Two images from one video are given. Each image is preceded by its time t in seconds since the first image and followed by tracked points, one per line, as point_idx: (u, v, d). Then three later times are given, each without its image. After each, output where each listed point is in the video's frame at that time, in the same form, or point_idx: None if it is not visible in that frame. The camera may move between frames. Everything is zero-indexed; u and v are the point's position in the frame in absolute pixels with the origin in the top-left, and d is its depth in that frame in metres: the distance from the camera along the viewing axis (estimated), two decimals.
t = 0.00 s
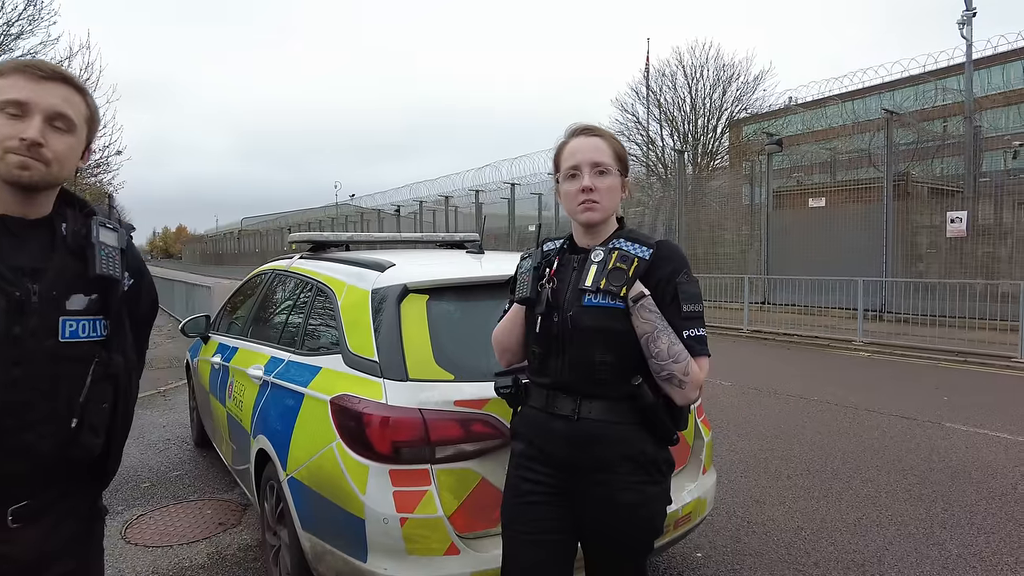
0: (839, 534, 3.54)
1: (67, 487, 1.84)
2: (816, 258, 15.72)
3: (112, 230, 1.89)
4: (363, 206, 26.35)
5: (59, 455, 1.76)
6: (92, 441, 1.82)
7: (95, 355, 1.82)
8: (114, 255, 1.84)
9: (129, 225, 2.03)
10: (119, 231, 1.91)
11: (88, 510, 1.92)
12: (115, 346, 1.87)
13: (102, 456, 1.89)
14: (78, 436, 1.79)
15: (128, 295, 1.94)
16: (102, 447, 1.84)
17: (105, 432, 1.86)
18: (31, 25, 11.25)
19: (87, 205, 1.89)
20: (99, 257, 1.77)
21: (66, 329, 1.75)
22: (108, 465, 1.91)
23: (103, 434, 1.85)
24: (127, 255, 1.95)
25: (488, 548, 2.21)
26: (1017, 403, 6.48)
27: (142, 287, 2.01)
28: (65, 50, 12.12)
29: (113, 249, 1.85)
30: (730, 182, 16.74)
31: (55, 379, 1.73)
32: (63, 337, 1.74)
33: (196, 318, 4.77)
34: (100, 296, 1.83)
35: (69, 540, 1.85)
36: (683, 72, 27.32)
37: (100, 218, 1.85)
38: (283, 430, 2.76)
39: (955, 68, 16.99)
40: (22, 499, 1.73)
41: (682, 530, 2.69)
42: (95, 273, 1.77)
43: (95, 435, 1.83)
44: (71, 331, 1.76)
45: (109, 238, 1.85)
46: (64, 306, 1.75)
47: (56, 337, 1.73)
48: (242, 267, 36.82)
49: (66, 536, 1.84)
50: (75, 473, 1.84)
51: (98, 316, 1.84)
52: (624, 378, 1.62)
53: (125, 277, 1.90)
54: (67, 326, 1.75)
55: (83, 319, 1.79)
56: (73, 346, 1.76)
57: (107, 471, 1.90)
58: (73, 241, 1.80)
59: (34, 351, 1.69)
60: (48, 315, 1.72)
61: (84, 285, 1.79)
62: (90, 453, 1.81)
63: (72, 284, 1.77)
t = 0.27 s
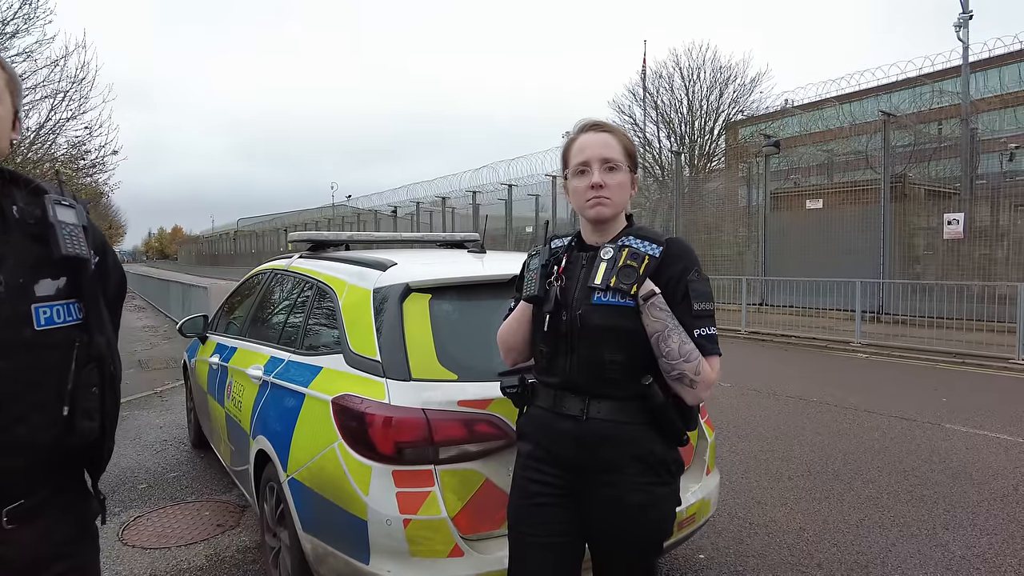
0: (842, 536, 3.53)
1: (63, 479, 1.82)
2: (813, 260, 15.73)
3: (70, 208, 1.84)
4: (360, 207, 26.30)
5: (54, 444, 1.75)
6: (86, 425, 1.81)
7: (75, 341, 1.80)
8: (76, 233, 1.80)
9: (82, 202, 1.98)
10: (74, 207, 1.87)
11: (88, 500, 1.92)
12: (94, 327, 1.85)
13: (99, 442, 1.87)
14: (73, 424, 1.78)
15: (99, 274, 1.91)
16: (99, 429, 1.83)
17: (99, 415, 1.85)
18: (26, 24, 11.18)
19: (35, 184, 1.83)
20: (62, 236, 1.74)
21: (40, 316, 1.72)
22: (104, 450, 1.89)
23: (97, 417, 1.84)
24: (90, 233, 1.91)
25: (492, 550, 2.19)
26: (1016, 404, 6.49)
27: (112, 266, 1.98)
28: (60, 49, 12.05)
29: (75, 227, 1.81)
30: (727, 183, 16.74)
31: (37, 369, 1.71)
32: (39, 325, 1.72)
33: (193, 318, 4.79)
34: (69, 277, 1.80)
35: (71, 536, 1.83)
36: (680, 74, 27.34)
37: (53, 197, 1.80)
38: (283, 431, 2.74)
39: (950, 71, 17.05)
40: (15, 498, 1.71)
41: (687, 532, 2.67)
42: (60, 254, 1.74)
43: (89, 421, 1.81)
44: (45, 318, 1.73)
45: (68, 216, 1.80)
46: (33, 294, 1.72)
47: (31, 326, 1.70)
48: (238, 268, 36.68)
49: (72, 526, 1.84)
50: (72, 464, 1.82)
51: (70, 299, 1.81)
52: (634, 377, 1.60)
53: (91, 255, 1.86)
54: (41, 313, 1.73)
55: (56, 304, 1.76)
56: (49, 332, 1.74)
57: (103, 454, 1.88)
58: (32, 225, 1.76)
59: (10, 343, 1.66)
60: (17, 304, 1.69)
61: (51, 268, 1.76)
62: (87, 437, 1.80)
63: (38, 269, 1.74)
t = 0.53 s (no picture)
0: (845, 538, 3.52)
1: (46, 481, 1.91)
2: (814, 262, 15.71)
3: (32, 206, 1.90)
4: (360, 208, 26.30)
5: (35, 449, 1.84)
6: (66, 429, 1.89)
7: (49, 343, 1.87)
8: (40, 231, 1.86)
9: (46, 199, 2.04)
10: (37, 205, 1.92)
11: (71, 500, 2.01)
12: (66, 328, 1.92)
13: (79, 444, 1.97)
14: (52, 427, 1.86)
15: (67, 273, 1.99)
16: (78, 432, 1.92)
17: (77, 418, 1.93)
18: (27, 25, 11.18)
19: None
20: (26, 237, 1.80)
21: (9, 321, 1.79)
22: (85, 450, 1.98)
23: (75, 420, 1.92)
24: (53, 230, 1.97)
25: (496, 552, 2.17)
26: (1020, 406, 6.46)
27: (80, 265, 2.06)
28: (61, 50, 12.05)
29: (38, 226, 1.87)
30: (728, 185, 16.73)
31: (12, 375, 1.79)
32: (8, 329, 1.79)
33: (195, 318, 4.79)
34: (35, 278, 1.87)
35: (58, 537, 1.93)
36: (681, 75, 27.31)
37: (13, 196, 1.85)
38: (285, 432, 2.72)
39: (952, 72, 17.03)
40: None
41: (691, 534, 2.66)
42: (25, 255, 1.80)
43: (68, 424, 1.90)
44: (14, 321, 1.80)
45: (29, 214, 1.86)
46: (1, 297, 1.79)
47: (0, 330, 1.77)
48: (239, 269, 36.66)
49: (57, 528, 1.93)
50: (52, 467, 1.91)
51: (40, 300, 1.89)
52: (642, 379, 1.59)
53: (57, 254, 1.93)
54: (9, 318, 1.79)
55: (24, 307, 1.83)
56: (20, 336, 1.81)
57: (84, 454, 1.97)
58: None
59: None
60: None
61: (15, 270, 1.82)
62: (66, 441, 1.88)
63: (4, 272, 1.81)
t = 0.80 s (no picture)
0: (849, 542, 3.50)
1: (35, 486, 1.90)
2: (817, 264, 15.69)
3: (18, 205, 1.87)
4: (362, 211, 26.31)
5: (21, 454, 1.83)
6: (52, 434, 1.88)
7: (34, 346, 1.86)
8: (24, 231, 1.84)
9: (35, 197, 2.02)
10: (24, 203, 1.90)
11: (61, 505, 2.00)
12: (52, 330, 1.91)
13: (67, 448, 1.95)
14: (37, 433, 1.85)
15: (57, 274, 1.98)
16: (65, 437, 1.91)
17: (65, 423, 1.92)
18: (30, 28, 11.21)
19: None
20: (9, 236, 1.77)
21: None
22: (73, 455, 1.97)
23: (63, 426, 1.91)
24: (42, 231, 1.96)
25: (499, 556, 2.16)
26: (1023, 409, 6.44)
27: (71, 264, 2.05)
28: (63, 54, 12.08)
29: (23, 225, 1.85)
30: (730, 187, 16.72)
31: None
32: None
33: (197, 320, 4.78)
34: (21, 279, 1.85)
35: (46, 543, 1.93)
36: (682, 77, 27.32)
37: None
38: (287, 435, 2.71)
39: (953, 74, 17.03)
40: None
41: (695, 538, 2.65)
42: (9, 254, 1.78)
43: (54, 428, 1.88)
44: None
45: (14, 213, 1.84)
46: None
47: None
48: (240, 272, 36.68)
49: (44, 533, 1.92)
50: (40, 472, 1.90)
51: (26, 302, 1.87)
52: (647, 382, 1.57)
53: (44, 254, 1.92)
54: None
55: (8, 309, 1.81)
56: (5, 338, 1.80)
57: (72, 459, 1.96)
58: None
59: None
60: None
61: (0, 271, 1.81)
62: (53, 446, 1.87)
63: None
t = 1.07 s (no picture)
0: (853, 545, 3.48)
1: (35, 491, 1.90)
2: (819, 266, 15.66)
3: (24, 208, 1.87)
4: (364, 214, 26.33)
5: (21, 459, 1.83)
6: (52, 439, 1.87)
7: (37, 350, 1.86)
8: (30, 235, 1.83)
9: (40, 200, 2.02)
10: (30, 207, 1.90)
11: (60, 510, 1.99)
12: (55, 335, 1.91)
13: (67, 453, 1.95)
14: (38, 437, 1.84)
15: (60, 278, 1.98)
16: (66, 443, 1.90)
17: (65, 428, 1.92)
18: (34, 31, 11.25)
19: None
20: (14, 240, 1.77)
21: None
22: (73, 460, 1.96)
23: (63, 431, 1.90)
24: (47, 234, 1.96)
25: (501, 559, 2.15)
26: None
27: (75, 268, 2.05)
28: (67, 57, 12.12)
29: (29, 228, 1.85)
30: (732, 189, 16.71)
31: None
32: None
33: (199, 322, 4.78)
34: (25, 283, 1.85)
35: (45, 548, 1.92)
36: (684, 80, 27.33)
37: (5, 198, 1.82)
38: (289, 437, 2.71)
39: (956, 76, 17.01)
40: None
41: (698, 541, 2.63)
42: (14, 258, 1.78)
43: (55, 433, 1.88)
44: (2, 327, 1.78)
45: (21, 217, 1.84)
46: None
47: None
48: (243, 274, 36.74)
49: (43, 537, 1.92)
50: (40, 478, 1.90)
51: (30, 306, 1.87)
52: (653, 385, 1.56)
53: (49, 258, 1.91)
54: None
55: (12, 313, 1.81)
56: (9, 342, 1.80)
57: (72, 463, 1.95)
58: None
59: None
60: None
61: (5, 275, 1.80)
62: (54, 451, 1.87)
63: None
